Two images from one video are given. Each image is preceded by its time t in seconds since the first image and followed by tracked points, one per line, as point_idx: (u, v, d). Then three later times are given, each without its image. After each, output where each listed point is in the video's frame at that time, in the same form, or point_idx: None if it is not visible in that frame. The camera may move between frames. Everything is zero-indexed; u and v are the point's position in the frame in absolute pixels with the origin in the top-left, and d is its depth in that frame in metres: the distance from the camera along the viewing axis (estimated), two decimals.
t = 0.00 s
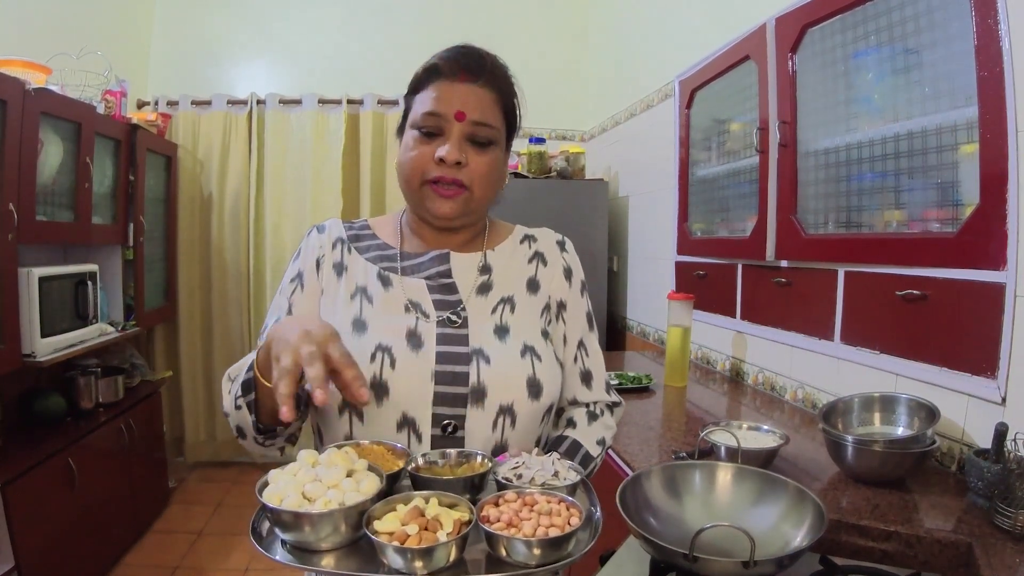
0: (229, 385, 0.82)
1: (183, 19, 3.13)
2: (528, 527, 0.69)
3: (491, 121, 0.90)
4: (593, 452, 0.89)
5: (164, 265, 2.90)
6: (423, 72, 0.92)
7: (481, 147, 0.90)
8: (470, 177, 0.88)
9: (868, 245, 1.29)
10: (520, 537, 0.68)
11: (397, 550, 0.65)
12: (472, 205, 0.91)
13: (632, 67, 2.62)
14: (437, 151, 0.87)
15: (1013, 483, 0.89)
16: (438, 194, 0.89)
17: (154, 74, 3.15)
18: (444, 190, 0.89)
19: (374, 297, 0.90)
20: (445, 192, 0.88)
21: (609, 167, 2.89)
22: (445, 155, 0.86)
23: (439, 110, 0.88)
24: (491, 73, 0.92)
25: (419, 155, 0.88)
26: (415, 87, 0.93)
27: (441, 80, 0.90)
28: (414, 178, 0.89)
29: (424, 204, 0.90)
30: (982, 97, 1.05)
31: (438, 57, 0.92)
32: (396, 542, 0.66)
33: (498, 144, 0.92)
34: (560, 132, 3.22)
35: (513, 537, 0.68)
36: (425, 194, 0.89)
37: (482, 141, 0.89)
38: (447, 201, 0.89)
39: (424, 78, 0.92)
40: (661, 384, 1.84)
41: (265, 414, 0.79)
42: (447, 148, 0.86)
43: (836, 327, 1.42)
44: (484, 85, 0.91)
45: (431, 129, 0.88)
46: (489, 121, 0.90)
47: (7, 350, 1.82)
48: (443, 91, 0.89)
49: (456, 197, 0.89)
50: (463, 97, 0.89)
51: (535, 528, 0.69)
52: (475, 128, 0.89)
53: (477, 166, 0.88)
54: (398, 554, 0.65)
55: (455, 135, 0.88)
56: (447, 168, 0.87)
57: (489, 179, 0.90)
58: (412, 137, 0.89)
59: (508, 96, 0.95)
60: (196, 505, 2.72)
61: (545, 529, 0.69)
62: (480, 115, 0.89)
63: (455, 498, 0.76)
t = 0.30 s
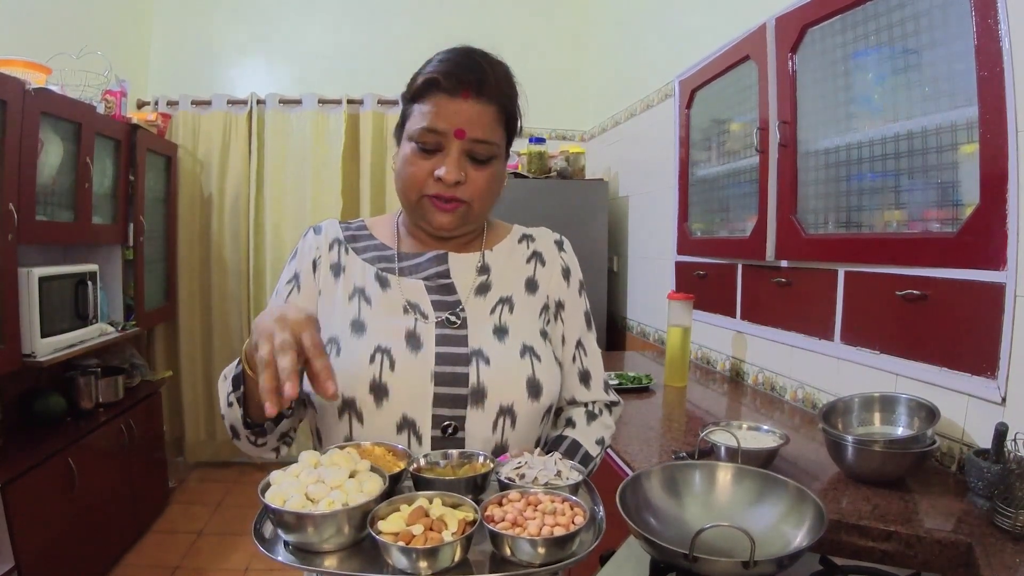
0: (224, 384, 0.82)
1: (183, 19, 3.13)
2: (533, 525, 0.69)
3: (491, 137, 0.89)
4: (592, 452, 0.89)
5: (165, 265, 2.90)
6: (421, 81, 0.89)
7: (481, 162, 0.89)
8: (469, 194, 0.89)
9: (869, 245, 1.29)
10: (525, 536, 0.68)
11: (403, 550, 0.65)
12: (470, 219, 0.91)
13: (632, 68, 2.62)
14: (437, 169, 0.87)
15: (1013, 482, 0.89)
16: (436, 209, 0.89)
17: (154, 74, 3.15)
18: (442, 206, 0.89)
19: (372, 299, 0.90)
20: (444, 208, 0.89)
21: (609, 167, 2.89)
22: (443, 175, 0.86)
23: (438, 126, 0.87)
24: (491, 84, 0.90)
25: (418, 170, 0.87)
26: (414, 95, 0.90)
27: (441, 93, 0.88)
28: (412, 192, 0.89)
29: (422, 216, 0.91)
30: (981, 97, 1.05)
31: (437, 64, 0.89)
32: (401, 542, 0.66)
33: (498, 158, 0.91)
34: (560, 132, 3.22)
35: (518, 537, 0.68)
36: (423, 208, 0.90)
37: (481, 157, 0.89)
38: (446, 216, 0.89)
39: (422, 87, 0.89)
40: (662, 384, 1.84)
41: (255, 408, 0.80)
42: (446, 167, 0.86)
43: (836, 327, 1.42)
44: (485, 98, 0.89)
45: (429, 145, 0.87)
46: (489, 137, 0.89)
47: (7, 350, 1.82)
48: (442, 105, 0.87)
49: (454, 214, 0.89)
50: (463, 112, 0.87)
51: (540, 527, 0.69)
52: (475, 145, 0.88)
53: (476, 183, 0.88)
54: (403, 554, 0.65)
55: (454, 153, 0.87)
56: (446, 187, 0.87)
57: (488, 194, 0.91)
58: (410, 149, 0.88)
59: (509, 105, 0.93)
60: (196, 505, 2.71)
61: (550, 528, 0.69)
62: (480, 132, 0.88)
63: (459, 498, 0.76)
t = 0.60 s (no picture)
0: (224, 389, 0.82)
1: (183, 18, 3.13)
2: (540, 520, 0.69)
3: (495, 143, 0.89)
4: (591, 451, 0.89)
5: (165, 265, 2.90)
6: (426, 83, 0.89)
7: (483, 168, 0.89)
8: (470, 199, 0.89)
9: (869, 245, 1.29)
10: (532, 529, 0.67)
11: (410, 544, 0.65)
12: (470, 223, 0.92)
13: (633, 67, 2.62)
14: (439, 173, 0.87)
15: (1013, 483, 0.89)
16: (437, 213, 0.89)
17: (154, 74, 3.15)
18: (443, 210, 0.89)
19: (371, 298, 0.90)
20: (444, 213, 0.89)
21: (609, 167, 2.89)
22: (446, 180, 0.86)
23: (442, 130, 0.87)
24: (497, 89, 0.89)
25: (420, 173, 0.87)
26: (418, 97, 0.90)
27: (446, 97, 0.87)
28: (413, 194, 0.89)
29: (422, 219, 0.91)
30: (981, 97, 1.05)
31: (442, 67, 0.89)
32: (409, 536, 0.67)
33: (500, 163, 0.91)
34: (560, 132, 3.22)
35: (525, 530, 0.68)
36: (423, 212, 0.90)
37: (484, 163, 0.89)
38: (446, 221, 0.90)
39: (427, 90, 0.89)
40: (662, 384, 1.84)
41: (263, 411, 0.80)
42: (449, 172, 0.86)
43: (836, 327, 1.42)
44: (490, 103, 0.89)
45: (433, 148, 0.87)
46: (492, 143, 0.89)
47: (7, 350, 1.82)
48: (447, 109, 0.87)
49: (455, 218, 0.90)
50: (468, 117, 0.87)
51: (546, 521, 0.69)
52: (478, 151, 0.88)
53: (478, 188, 0.89)
54: (410, 548, 0.66)
55: (457, 158, 0.87)
56: (448, 192, 0.87)
57: (489, 199, 0.91)
58: (413, 152, 0.88)
59: (512, 110, 0.93)
60: (196, 505, 2.71)
61: (556, 522, 0.69)
62: (484, 138, 0.88)
63: (464, 494, 0.76)
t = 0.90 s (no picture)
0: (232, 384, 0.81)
1: (183, 18, 3.13)
2: (536, 516, 0.69)
3: (485, 122, 0.90)
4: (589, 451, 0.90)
5: (165, 265, 2.90)
6: (422, 71, 0.93)
7: (474, 146, 0.90)
8: (460, 174, 0.88)
9: (869, 245, 1.29)
10: (528, 525, 0.68)
11: (407, 539, 0.66)
12: (461, 204, 0.90)
13: (633, 67, 2.62)
14: (429, 147, 0.87)
15: (1013, 483, 0.89)
16: (427, 190, 0.88)
17: (153, 74, 3.15)
18: (433, 186, 0.88)
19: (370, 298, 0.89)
20: (434, 189, 0.88)
21: (609, 167, 2.89)
22: (435, 151, 0.86)
23: (434, 108, 0.89)
24: (487, 73, 0.92)
25: (410, 149, 0.88)
26: (413, 85, 0.93)
27: (439, 79, 0.91)
28: (404, 172, 0.89)
29: (412, 199, 0.90)
30: (982, 97, 1.05)
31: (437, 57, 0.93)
32: (406, 531, 0.67)
33: (491, 145, 0.91)
34: (560, 132, 3.22)
35: (521, 526, 0.68)
36: (414, 190, 0.89)
37: (474, 141, 0.89)
38: (436, 197, 0.88)
39: (422, 77, 0.92)
40: (662, 384, 1.84)
41: (282, 410, 0.80)
42: (438, 145, 0.86)
43: (836, 327, 1.42)
44: (481, 87, 0.92)
45: (424, 126, 0.89)
46: (482, 121, 0.90)
47: (7, 350, 1.82)
48: (438, 90, 0.90)
49: (444, 195, 0.88)
50: (459, 97, 0.89)
51: (543, 517, 0.70)
52: (467, 127, 0.89)
53: (467, 163, 0.88)
54: (407, 543, 0.66)
55: (447, 132, 0.88)
56: (437, 165, 0.87)
57: (480, 179, 0.90)
58: (406, 133, 0.90)
59: (504, 99, 0.95)
60: (196, 505, 2.72)
61: (552, 519, 0.70)
62: (474, 115, 0.89)
63: (462, 491, 0.77)
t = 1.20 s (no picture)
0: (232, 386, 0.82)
1: (183, 18, 3.13)
2: (528, 513, 0.69)
3: (483, 105, 0.91)
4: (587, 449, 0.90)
5: (165, 265, 2.90)
6: (418, 65, 0.94)
7: (474, 129, 0.90)
8: (462, 153, 0.88)
9: (869, 245, 1.29)
10: (520, 522, 0.68)
11: (400, 535, 0.66)
12: (464, 184, 0.90)
13: (633, 67, 2.62)
14: (432, 130, 0.88)
15: (1013, 482, 0.89)
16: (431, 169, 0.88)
17: (153, 74, 3.15)
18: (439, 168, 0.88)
19: (369, 297, 0.89)
20: (438, 167, 0.87)
21: (609, 167, 2.89)
22: (438, 131, 0.86)
23: (433, 94, 0.90)
24: (483, 63, 0.95)
25: (413, 135, 0.89)
26: (411, 80, 0.95)
27: (437, 69, 0.92)
28: (408, 158, 0.89)
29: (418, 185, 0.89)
30: (982, 97, 1.05)
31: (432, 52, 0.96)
32: (399, 527, 0.67)
33: (490, 129, 0.92)
34: (560, 132, 3.22)
35: (513, 523, 0.69)
36: (419, 174, 0.89)
37: (474, 123, 0.90)
38: (442, 178, 0.88)
39: (418, 70, 0.94)
40: (662, 384, 1.84)
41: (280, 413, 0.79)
42: (440, 126, 0.87)
43: (836, 327, 1.42)
44: (476, 74, 0.93)
45: (425, 112, 0.90)
46: (480, 105, 0.91)
47: (7, 350, 1.82)
48: (437, 79, 0.91)
49: (448, 173, 0.88)
50: (456, 82, 0.91)
51: (534, 514, 0.70)
52: (467, 110, 0.90)
53: (469, 143, 0.88)
54: (400, 539, 0.66)
55: (448, 115, 0.89)
56: (442, 146, 0.87)
57: (483, 160, 0.90)
58: (407, 123, 0.91)
59: (499, 88, 0.97)
60: (196, 505, 2.72)
61: (544, 515, 0.70)
62: (473, 99, 0.91)
63: (455, 487, 0.76)
